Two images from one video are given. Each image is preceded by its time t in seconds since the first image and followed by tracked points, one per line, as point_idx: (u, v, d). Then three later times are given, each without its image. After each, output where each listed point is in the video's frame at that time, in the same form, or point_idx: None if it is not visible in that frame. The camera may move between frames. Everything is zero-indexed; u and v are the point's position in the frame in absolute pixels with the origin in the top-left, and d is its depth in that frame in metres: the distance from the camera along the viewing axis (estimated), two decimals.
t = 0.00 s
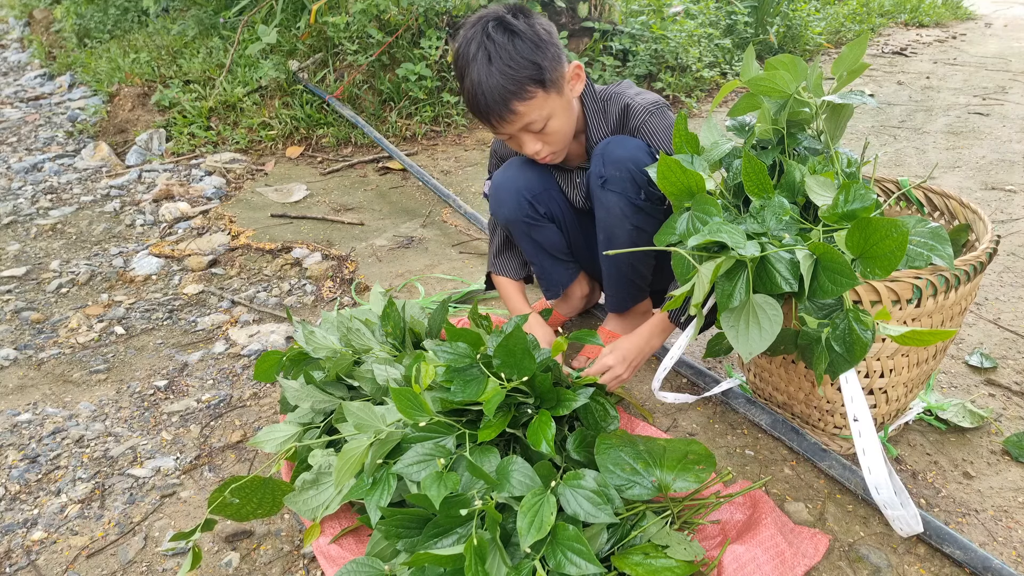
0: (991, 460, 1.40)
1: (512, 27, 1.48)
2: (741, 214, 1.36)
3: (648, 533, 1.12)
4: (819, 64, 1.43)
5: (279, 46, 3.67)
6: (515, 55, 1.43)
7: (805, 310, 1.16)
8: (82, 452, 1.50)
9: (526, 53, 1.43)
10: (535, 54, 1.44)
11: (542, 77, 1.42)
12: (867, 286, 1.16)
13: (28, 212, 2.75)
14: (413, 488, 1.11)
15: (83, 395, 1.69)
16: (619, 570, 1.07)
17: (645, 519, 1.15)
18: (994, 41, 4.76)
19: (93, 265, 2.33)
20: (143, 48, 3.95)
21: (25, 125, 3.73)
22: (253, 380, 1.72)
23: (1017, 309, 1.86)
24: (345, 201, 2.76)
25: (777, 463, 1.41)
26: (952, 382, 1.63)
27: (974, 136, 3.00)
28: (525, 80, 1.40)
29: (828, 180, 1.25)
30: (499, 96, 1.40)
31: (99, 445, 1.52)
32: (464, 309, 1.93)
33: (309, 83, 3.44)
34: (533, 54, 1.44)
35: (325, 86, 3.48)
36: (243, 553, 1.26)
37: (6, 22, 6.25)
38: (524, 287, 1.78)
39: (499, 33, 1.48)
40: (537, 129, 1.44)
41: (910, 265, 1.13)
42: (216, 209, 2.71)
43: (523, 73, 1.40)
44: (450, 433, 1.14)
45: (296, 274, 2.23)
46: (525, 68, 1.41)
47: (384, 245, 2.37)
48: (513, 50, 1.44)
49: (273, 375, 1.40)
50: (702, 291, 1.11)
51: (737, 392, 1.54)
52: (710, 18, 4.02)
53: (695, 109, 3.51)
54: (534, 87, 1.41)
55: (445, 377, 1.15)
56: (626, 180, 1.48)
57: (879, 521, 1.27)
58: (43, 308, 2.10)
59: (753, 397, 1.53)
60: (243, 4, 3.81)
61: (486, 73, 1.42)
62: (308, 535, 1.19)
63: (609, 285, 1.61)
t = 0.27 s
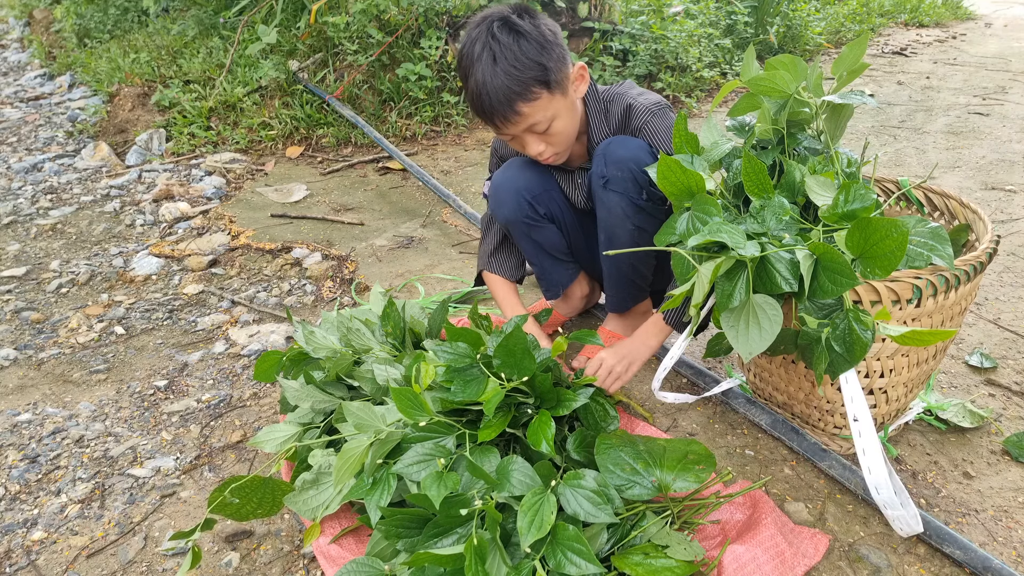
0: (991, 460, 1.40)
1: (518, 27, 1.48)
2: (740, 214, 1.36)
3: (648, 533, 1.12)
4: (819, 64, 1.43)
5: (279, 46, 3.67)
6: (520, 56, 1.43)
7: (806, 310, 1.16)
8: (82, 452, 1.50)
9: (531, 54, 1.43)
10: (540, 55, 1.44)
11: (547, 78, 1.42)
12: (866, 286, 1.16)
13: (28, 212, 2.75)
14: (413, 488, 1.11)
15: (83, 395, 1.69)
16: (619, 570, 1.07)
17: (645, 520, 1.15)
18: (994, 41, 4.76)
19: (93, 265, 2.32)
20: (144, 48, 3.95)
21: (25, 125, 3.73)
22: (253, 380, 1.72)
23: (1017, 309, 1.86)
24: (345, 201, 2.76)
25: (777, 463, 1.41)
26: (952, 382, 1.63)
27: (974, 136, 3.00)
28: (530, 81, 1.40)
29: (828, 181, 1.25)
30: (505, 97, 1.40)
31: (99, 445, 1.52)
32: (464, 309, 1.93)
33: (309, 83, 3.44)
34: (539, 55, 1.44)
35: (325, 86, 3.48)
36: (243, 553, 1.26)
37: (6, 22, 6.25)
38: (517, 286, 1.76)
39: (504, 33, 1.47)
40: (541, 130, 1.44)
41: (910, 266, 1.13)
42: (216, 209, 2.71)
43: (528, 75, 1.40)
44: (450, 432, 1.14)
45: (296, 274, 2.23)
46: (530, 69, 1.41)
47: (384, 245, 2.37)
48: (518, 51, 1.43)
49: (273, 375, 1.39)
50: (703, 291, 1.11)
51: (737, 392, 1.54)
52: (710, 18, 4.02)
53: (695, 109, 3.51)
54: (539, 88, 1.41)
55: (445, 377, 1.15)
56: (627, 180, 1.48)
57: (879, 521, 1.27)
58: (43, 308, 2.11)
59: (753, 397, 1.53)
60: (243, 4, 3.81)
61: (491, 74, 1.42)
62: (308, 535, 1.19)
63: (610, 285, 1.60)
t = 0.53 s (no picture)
0: (991, 460, 1.40)
1: (522, 25, 1.48)
2: (741, 214, 1.36)
3: (648, 533, 1.12)
4: (819, 64, 1.43)
5: (279, 46, 3.67)
6: (524, 53, 1.42)
7: (805, 310, 1.17)
8: (82, 452, 1.50)
9: (535, 52, 1.43)
10: (543, 53, 1.44)
11: (549, 76, 1.42)
12: (867, 286, 1.16)
13: (29, 212, 2.75)
14: (413, 488, 1.11)
15: (83, 395, 1.69)
16: (619, 570, 1.07)
17: (645, 519, 1.15)
18: (994, 41, 4.76)
19: (93, 265, 2.33)
20: (144, 48, 3.95)
21: (25, 125, 3.73)
22: (253, 380, 1.72)
23: (1017, 309, 1.86)
24: (345, 201, 2.76)
25: (777, 463, 1.41)
26: (952, 382, 1.63)
27: (974, 136, 3.00)
28: (533, 79, 1.40)
29: (828, 180, 1.25)
30: (507, 94, 1.40)
31: (99, 445, 1.52)
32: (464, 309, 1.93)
33: (309, 83, 3.44)
34: (542, 53, 1.44)
35: (325, 86, 3.48)
36: (243, 553, 1.26)
37: (6, 22, 6.25)
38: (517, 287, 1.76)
39: (508, 30, 1.47)
40: (543, 128, 1.44)
41: (910, 266, 1.13)
42: (216, 209, 2.71)
43: (531, 72, 1.40)
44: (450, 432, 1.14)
45: (296, 274, 2.23)
46: (534, 67, 1.41)
47: (384, 245, 2.37)
48: (522, 48, 1.43)
49: (273, 375, 1.39)
50: (702, 291, 1.11)
51: (737, 392, 1.54)
52: (710, 18, 4.02)
53: (695, 109, 3.51)
54: (542, 86, 1.41)
55: (446, 378, 1.15)
56: (625, 180, 1.48)
57: (879, 521, 1.27)
58: (43, 308, 2.10)
59: (753, 397, 1.53)
60: (243, 4, 3.81)
61: (494, 71, 1.42)
62: (308, 535, 1.19)
63: (608, 285, 1.61)
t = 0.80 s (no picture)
0: (991, 460, 1.40)
1: (522, 17, 1.48)
2: (740, 214, 1.36)
3: (648, 533, 1.12)
4: (818, 64, 1.43)
5: (279, 46, 3.67)
6: (524, 45, 1.43)
7: (805, 310, 1.16)
8: (82, 452, 1.50)
9: (535, 44, 1.43)
10: (544, 45, 1.44)
11: (549, 68, 1.42)
12: (867, 286, 1.16)
13: (28, 212, 2.75)
14: (413, 487, 1.11)
15: (83, 395, 1.69)
16: (619, 569, 1.07)
17: (645, 519, 1.15)
18: (994, 41, 4.76)
19: (93, 265, 2.33)
20: (144, 48, 3.95)
21: (25, 125, 3.73)
22: (253, 380, 1.72)
23: (1017, 309, 1.86)
24: (345, 201, 2.76)
25: (777, 463, 1.41)
26: (952, 382, 1.63)
27: (974, 136, 3.00)
28: (533, 70, 1.40)
29: (828, 180, 1.25)
30: (507, 86, 1.40)
31: (99, 445, 1.52)
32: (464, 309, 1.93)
33: (309, 83, 3.44)
34: (542, 45, 1.44)
35: (325, 86, 3.48)
36: (243, 553, 1.26)
37: (6, 22, 6.25)
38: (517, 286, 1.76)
39: (509, 22, 1.48)
40: (542, 121, 1.44)
41: (910, 266, 1.13)
42: (216, 209, 2.71)
43: (531, 64, 1.41)
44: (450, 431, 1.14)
45: (296, 274, 2.23)
46: (534, 58, 1.41)
47: (384, 245, 2.37)
48: (522, 40, 1.44)
49: (273, 375, 1.39)
50: (702, 290, 1.11)
51: (737, 391, 1.54)
52: (710, 18, 4.02)
53: (695, 109, 3.51)
54: (541, 79, 1.41)
55: (445, 378, 1.15)
56: (625, 178, 1.48)
57: (879, 521, 1.27)
58: (43, 308, 2.10)
59: (753, 397, 1.53)
60: (243, 4, 3.81)
61: (495, 63, 1.42)
62: (308, 535, 1.19)
63: (608, 285, 1.61)
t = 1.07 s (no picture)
0: (991, 460, 1.40)
1: (531, 8, 1.49)
2: (740, 214, 1.36)
3: (648, 533, 1.12)
4: (818, 64, 1.43)
5: (279, 46, 3.67)
6: (529, 35, 1.43)
7: (806, 310, 1.16)
8: (82, 452, 1.50)
9: (540, 36, 1.43)
10: (549, 38, 1.44)
11: (553, 60, 1.42)
12: (866, 286, 1.16)
13: (28, 212, 2.75)
14: (413, 487, 1.11)
15: (83, 395, 1.69)
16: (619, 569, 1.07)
17: (645, 519, 1.15)
18: (994, 41, 4.76)
19: (93, 265, 2.33)
20: (144, 48, 3.95)
21: (25, 125, 3.72)
22: (253, 380, 1.72)
23: (1017, 309, 1.86)
24: (345, 201, 2.76)
25: (777, 463, 1.41)
26: (952, 382, 1.63)
27: (974, 136, 3.00)
28: (536, 61, 1.40)
29: (828, 180, 1.25)
30: (509, 73, 1.39)
31: (99, 445, 1.52)
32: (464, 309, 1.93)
33: (309, 83, 3.44)
34: (548, 37, 1.44)
35: (325, 86, 3.48)
36: (243, 553, 1.26)
37: (6, 22, 6.25)
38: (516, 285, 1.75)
39: (516, 13, 1.48)
40: (542, 113, 1.44)
41: (910, 265, 1.13)
42: (216, 209, 2.71)
43: (535, 54, 1.40)
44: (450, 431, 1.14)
45: (296, 274, 2.23)
46: (538, 49, 1.41)
47: (384, 245, 2.37)
48: (528, 30, 1.44)
49: (273, 375, 1.39)
50: (702, 290, 1.11)
51: (737, 391, 1.54)
52: (710, 18, 4.02)
53: (695, 109, 3.51)
54: (544, 69, 1.41)
55: (444, 377, 1.15)
56: (627, 178, 1.48)
57: (879, 521, 1.27)
58: (43, 308, 2.11)
59: (754, 397, 1.53)
60: (243, 4, 3.81)
61: (499, 50, 1.42)
62: (308, 535, 1.19)
63: (608, 285, 1.61)
